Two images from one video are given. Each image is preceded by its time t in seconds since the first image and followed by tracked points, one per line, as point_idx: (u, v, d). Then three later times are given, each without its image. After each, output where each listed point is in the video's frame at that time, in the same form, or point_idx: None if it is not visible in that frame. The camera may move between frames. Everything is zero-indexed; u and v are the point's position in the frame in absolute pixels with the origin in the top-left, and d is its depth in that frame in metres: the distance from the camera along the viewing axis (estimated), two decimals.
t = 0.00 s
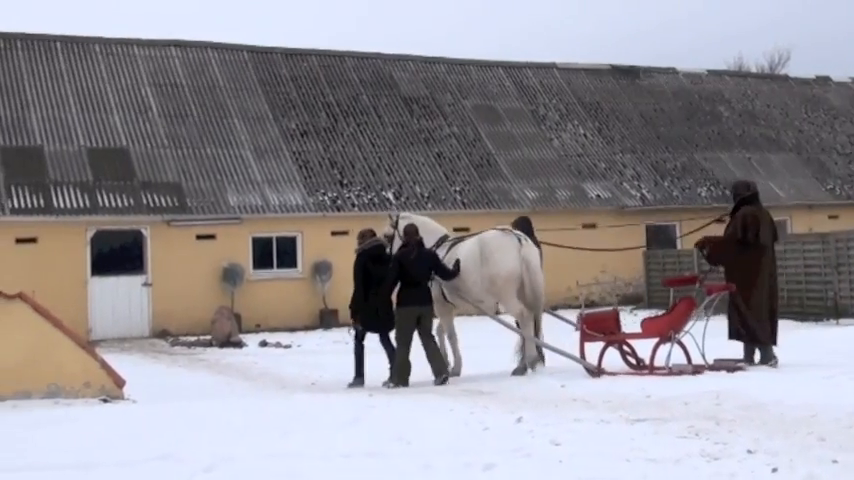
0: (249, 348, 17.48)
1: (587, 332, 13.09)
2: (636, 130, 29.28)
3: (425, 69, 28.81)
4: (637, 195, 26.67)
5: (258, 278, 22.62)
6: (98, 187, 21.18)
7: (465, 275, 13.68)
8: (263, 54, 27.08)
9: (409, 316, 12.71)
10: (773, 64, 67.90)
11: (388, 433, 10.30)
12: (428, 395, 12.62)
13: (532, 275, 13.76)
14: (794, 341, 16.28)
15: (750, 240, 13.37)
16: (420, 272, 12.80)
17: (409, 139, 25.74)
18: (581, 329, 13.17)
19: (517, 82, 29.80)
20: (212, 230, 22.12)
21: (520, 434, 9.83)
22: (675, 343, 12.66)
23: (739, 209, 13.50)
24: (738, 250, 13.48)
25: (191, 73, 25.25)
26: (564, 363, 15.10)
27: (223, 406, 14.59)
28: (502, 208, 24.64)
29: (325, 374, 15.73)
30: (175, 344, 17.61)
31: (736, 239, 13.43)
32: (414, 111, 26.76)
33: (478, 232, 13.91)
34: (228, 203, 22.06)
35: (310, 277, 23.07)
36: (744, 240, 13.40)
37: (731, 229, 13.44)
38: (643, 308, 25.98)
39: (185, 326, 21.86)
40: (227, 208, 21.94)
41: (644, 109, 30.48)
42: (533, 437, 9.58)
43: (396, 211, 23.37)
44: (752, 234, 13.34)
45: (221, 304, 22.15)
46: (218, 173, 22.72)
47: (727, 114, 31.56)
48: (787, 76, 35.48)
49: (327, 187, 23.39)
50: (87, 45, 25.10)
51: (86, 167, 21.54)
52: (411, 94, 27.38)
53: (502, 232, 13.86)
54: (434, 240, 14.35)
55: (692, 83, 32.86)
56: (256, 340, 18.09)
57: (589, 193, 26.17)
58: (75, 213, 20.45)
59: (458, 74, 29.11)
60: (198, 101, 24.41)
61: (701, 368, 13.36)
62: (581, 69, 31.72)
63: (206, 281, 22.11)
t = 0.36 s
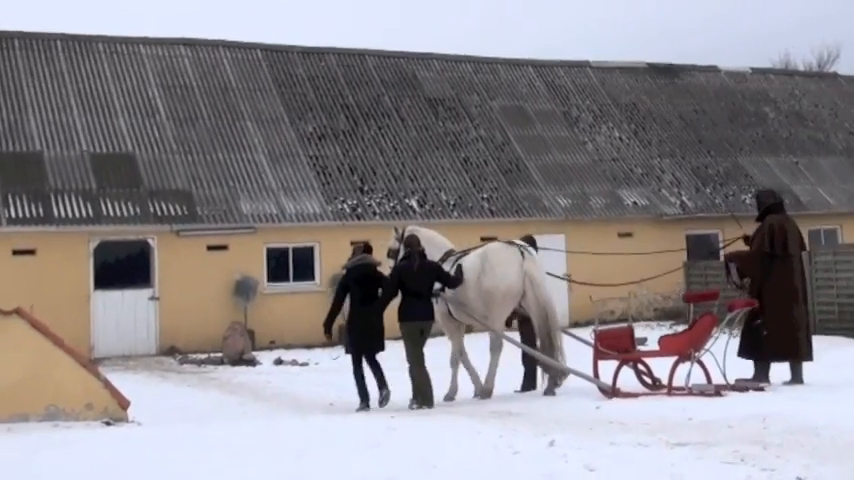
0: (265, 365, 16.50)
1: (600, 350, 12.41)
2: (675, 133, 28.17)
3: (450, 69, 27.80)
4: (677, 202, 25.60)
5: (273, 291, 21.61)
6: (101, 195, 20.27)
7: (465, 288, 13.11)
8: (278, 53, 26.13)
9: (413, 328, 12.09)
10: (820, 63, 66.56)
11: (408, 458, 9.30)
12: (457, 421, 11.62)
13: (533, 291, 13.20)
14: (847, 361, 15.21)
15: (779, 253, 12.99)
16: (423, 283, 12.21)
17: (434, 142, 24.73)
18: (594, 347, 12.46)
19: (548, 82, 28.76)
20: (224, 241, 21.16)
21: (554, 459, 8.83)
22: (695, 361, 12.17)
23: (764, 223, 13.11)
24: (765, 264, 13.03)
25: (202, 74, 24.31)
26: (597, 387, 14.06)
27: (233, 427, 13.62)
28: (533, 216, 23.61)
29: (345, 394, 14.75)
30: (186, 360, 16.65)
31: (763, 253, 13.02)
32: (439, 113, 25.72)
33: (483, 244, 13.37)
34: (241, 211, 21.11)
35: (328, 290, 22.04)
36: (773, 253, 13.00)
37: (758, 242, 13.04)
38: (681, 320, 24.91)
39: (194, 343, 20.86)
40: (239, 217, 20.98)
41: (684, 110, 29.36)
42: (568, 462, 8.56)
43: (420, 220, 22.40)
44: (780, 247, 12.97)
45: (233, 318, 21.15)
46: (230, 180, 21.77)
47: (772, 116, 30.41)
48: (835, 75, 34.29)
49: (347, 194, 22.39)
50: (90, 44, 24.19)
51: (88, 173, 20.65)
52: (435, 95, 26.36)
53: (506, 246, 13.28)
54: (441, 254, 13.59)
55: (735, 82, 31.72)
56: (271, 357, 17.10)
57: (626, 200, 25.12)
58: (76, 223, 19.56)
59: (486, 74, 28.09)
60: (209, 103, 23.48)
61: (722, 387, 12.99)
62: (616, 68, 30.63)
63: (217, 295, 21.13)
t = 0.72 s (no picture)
0: (275, 385, 15.25)
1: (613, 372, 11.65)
2: (727, 132, 26.68)
3: (479, 61, 26.43)
4: (727, 208, 24.16)
5: (282, 304, 20.28)
6: (93, 199, 19.09)
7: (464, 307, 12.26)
8: (289, 44, 24.81)
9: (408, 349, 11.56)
10: None
11: None
12: (473, 452, 10.30)
13: (539, 306, 12.19)
14: None
15: (809, 268, 12.06)
16: (422, 302, 11.64)
17: (460, 142, 23.36)
18: (608, 369, 11.75)
19: (586, 75, 27.34)
20: (229, 249, 19.88)
21: None
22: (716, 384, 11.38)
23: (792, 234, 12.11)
24: (792, 280, 12.15)
25: (206, 66, 23.04)
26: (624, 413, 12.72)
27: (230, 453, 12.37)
28: (567, 222, 22.25)
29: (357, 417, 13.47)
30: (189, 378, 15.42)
31: (790, 268, 12.07)
32: (465, 109, 24.35)
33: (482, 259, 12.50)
34: (248, 217, 19.85)
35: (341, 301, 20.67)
36: (802, 268, 12.06)
37: (785, 257, 12.07)
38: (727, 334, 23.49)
39: (196, 360, 19.60)
40: (247, 223, 19.72)
41: (736, 106, 27.86)
42: None
43: (444, 227, 21.10)
44: (810, 262, 12.02)
45: (239, 335, 19.88)
46: (237, 182, 20.51)
47: (833, 113, 28.83)
48: None
49: (364, 198, 21.08)
50: (84, 34, 22.93)
51: (80, 175, 19.47)
52: (461, 90, 24.99)
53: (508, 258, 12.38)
54: (438, 271, 12.92)
55: (791, 76, 30.15)
56: (282, 377, 15.84)
57: (671, 206, 23.69)
58: (67, 228, 18.38)
59: (518, 67, 26.69)
60: (214, 97, 22.22)
61: (744, 414, 11.75)
62: (660, 60, 29.10)
63: (223, 308, 19.86)
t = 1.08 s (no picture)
0: (299, 389, 14.79)
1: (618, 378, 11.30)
2: (772, 128, 26.03)
3: (512, 52, 25.88)
4: (770, 206, 23.52)
5: (307, 305, 19.83)
6: (111, 194, 18.72)
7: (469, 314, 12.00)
8: (315, 34, 24.32)
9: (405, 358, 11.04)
10: None
11: None
12: (499, 459, 9.82)
13: (548, 313, 11.86)
14: None
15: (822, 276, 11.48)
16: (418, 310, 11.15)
17: (491, 136, 22.82)
18: (613, 375, 11.35)
19: (623, 68, 26.73)
20: (252, 247, 19.46)
21: None
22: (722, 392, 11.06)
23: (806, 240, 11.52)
24: (804, 287, 11.58)
25: (229, 57, 22.59)
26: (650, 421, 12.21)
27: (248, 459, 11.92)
28: (603, 221, 21.70)
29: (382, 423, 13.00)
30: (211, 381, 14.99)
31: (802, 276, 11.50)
32: (497, 103, 23.80)
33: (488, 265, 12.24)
34: (272, 214, 19.42)
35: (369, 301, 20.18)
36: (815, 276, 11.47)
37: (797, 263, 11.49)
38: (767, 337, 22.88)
39: (219, 362, 19.16)
40: (271, 221, 19.29)
41: (780, 100, 27.20)
42: None
43: (475, 225, 20.61)
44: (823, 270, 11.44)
45: (263, 336, 19.42)
46: (261, 178, 20.07)
47: None
48: None
49: (393, 195, 20.59)
50: (102, 24, 22.48)
51: (98, 170, 19.08)
52: (493, 82, 24.44)
53: (515, 264, 12.12)
54: (436, 277, 12.65)
55: (838, 69, 29.42)
56: (307, 380, 15.38)
57: (711, 204, 23.09)
58: (83, 225, 18.03)
59: (552, 59, 26.12)
60: (238, 90, 21.76)
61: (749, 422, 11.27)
62: (701, 51, 28.44)
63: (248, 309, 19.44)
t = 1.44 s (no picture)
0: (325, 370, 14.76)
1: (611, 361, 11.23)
2: (804, 108, 25.80)
3: (541, 32, 25.74)
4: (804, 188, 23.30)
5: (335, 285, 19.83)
6: (140, 174, 18.74)
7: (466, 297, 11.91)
8: (343, 13, 24.22)
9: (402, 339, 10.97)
10: None
11: None
12: (525, 439, 9.77)
13: (545, 297, 11.79)
14: None
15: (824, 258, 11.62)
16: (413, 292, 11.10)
17: (520, 117, 22.71)
18: (607, 359, 11.31)
19: (654, 48, 26.54)
20: (280, 227, 19.45)
21: None
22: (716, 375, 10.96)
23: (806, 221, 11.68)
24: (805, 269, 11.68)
25: (257, 37, 22.54)
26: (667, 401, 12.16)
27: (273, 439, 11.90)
28: (633, 202, 21.58)
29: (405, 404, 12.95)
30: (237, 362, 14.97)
31: (804, 257, 11.64)
32: (527, 83, 23.68)
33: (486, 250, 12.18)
34: (301, 194, 19.40)
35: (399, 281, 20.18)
36: (816, 258, 11.63)
37: (800, 246, 11.63)
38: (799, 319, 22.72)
39: (248, 343, 19.17)
40: (300, 200, 19.27)
41: (813, 80, 26.96)
42: None
43: (504, 206, 20.54)
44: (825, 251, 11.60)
45: (293, 316, 19.40)
46: (289, 158, 20.05)
47: None
48: None
49: (422, 175, 20.53)
50: (129, 3, 22.45)
51: (126, 149, 19.10)
52: (523, 62, 24.31)
53: (513, 249, 12.09)
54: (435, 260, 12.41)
55: None
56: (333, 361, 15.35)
57: (744, 186, 22.91)
58: (112, 204, 18.06)
59: (582, 39, 25.96)
60: (266, 69, 21.72)
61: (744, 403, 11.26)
62: (734, 31, 28.21)
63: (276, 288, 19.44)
